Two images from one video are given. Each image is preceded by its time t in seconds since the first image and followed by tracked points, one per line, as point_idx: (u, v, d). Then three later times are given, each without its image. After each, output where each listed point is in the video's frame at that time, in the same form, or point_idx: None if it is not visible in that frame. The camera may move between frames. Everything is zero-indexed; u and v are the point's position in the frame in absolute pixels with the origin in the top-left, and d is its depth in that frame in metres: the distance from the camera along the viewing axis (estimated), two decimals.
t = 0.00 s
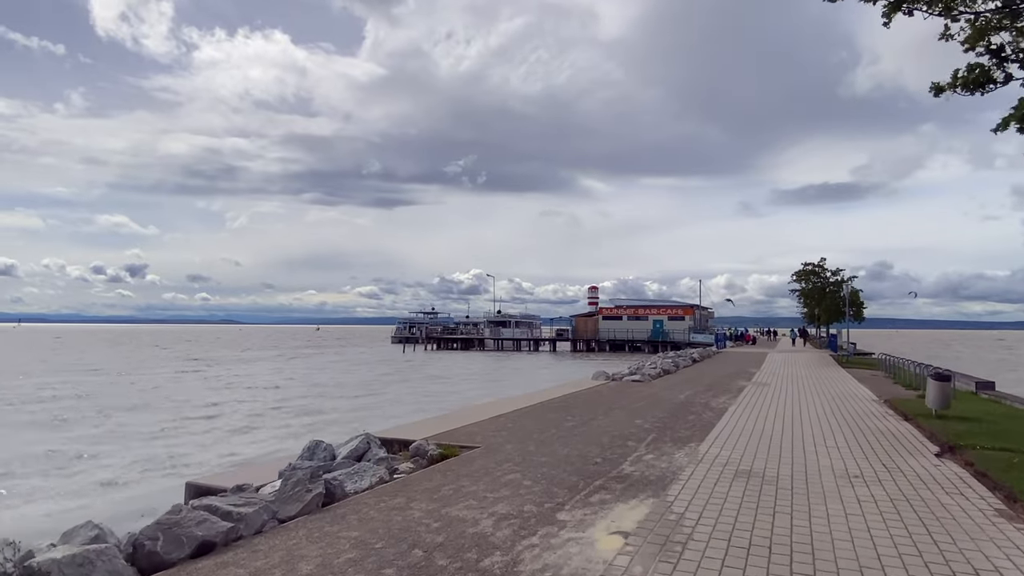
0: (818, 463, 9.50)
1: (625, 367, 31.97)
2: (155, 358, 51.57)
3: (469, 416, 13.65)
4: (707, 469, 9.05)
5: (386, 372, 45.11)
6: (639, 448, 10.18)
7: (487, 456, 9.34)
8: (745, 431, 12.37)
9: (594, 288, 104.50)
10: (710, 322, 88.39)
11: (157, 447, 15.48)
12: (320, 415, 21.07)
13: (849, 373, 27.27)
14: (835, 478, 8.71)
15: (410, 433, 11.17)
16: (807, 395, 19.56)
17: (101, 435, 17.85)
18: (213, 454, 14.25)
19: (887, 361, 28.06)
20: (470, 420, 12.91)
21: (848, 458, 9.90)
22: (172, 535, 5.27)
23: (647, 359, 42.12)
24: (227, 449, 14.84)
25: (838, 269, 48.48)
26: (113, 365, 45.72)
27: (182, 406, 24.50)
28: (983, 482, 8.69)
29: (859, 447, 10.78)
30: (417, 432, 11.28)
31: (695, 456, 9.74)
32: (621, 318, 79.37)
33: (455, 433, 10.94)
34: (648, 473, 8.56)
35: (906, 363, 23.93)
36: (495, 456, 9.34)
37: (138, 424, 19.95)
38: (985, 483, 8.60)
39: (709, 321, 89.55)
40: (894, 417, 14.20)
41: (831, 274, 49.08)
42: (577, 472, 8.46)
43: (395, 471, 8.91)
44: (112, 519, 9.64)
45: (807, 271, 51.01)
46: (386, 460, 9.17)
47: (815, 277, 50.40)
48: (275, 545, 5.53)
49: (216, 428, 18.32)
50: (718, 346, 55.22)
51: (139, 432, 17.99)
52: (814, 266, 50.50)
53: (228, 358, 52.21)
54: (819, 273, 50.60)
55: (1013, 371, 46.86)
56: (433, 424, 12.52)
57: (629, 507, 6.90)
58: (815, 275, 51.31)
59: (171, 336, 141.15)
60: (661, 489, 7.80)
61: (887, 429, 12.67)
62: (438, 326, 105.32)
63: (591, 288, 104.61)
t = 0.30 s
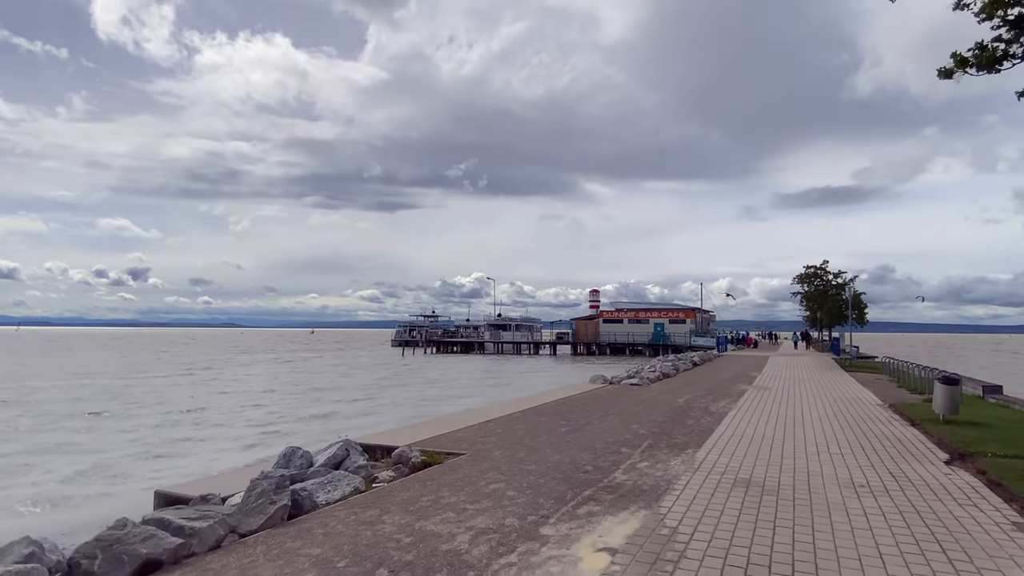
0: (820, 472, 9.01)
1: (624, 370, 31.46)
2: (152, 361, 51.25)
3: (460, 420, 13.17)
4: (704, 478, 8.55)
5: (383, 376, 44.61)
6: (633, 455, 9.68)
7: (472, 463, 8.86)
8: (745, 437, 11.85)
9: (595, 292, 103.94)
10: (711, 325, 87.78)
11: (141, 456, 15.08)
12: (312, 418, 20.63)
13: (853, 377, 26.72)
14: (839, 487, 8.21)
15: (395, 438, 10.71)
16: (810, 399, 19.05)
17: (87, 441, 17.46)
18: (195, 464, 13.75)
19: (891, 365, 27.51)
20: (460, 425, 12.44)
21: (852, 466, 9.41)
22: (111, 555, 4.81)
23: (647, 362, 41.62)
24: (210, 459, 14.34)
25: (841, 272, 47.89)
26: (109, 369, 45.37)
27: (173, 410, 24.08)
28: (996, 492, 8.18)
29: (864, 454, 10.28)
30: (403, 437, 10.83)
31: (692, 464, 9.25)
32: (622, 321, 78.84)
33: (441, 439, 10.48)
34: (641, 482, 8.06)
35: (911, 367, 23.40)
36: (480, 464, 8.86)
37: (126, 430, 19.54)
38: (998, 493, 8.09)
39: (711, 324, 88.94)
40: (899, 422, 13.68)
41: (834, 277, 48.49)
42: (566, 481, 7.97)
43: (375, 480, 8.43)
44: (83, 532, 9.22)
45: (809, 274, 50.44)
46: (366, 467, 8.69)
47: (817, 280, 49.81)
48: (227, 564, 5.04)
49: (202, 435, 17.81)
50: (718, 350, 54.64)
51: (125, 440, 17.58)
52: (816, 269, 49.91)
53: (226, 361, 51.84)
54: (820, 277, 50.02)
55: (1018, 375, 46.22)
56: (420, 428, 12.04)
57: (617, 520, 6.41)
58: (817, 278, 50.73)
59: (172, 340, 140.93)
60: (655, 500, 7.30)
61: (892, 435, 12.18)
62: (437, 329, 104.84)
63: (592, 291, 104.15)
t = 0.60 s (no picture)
0: (820, 489, 8.52)
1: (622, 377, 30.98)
2: (149, 368, 50.91)
3: (447, 431, 12.69)
4: (698, 496, 8.04)
5: (379, 383, 44.10)
6: (625, 471, 9.16)
7: (453, 480, 8.37)
8: (742, 450, 11.33)
9: (594, 296, 103.47)
10: (711, 330, 87.23)
11: (122, 471, 14.68)
12: (301, 428, 20.18)
13: (855, 384, 26.19)
14: (841, 507, 7.70)
15: (376, 451, 10.23)
16: (810, 407, 18.56)
17: (69, 456, 17.02)
18: (173, 481, 13.28)
19: (893, 371, 26.98)
20: (447, 436, 11.98)
21: (856, 483, 8.90)
22: None
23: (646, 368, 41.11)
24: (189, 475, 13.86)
25: (842, 277, 47.34)
26: (104, 376, 45.00)
27: (161, 420, 23.66)
28: (1010, 512, 7.67)
29: (867, 469, 9.77)
30: (384, 450, 10.37)
31: (685, 480, 8.74)
32: (621, 326, 78.31)
33: (423, 452, 10.04)
34: (631, 502, 7.55)
35: (914, 373, 22.90)
36: (461, 481, 8.37)
37: (112, 441, 19.12)
38: (1012, 514, 7.58)
39: (711, 329, 88.35)
40: (904, 433, 13.15)
41: (835, 282, 47.96)
42: (550, 501, 7.46)
43: (349, 499, 7.95)
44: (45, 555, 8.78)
45: (809, 279, 49.92)
46: (340, 485, 8.22)
47: (817, 284, 49.21)
48: None
49: (185, 448, 17.32)
50: (718, 355, 54.12)
51: (108, 453, 17.14)
52: (816, 274, 49.37)
53: (222, 368, 51.47)
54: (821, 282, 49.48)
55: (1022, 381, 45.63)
56: (404, 440, 11.57)
57: (601, 548, 5.89)
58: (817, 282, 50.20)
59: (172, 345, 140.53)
60: (644, 523, 6.80)
61: (896, 447, 11.69)
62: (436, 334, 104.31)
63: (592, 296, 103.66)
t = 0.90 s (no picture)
0: (817, 500, 8.06)
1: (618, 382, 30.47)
2: (141, 373, 50.36)
3: (430, 437, 12.22)
4: (686, 507, 7.56)
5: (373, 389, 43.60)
6: (611, 480, 8.68)
7: (427, 490, 7.88)
8: (736, 457, 10.85)
9: (594, 302, 103.04)
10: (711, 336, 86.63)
11: (96, 479, 14.18)
12: (287, 434, 19.68)
13: (855, 389, 25.70)
14: (838, 520, 7.22)
15: (352, 458, 9.77)
16: (809, 413, 18.07)
17: (45, 462, 16.53)
18: (147, 489, 12.80)
19: (894, 377, 26.48)
20: (430, 442, 11.51)
21: (854, 493, 8.42)
22: None
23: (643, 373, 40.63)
24: (164, 482, 13.37)
25: (842, 282, 46.83)
26: (96, 380, 44.47)
27: (147, 424, 23.17)
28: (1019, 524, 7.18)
29: (866, 477, 9.30)
30: (360, 457, 9.91)
31: (674, 490, 8.27)
32: (620, 332, 77.82)
33: (400, 459, 9.57)
34: (613, 513, 7.07)
35: (915, 379, 22.39)
36: (436, 490, 7.88)
37: (93, 447, 18.64)
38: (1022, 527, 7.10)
39: (711, 335, 87.80)
40: (905, 440, 12.68)
41: (835, 287, 47.50)
42: (528, 512, 6.98)
43: (315, 509, 7.48)
44: None
45: (809, 284, 49.43)
46: (306, 494, 7.75)
47: (816, 289, 48.66)
48: None
49: (165, 454, 16.83)
50: (717, 361, 53.57)
51: (86, 459, 16.67)
52: (816, 279, 48.88)
53: (216, 373, 50.92)
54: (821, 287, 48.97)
55: None
56: (383, 445, 11.08)
57: (577, 565, 5.41)
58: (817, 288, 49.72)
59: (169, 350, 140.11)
60: (626, 536, 6.33)
61: (896, 453, 11.23)
62: (434, 340, 103.79)
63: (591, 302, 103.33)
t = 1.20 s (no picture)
0: (814, 518, 7.57)
1: (614, 388, 30.03)
2: (134, 379, 49.82)
3: (413, 447, 11.75)
4: (675, 527, 7.06)
5: (367, 394, 43.07)
6: (597, 496, 8.19)
7: (400, 507, 7.41)
8: (730, 469, 10.37)
9: (592, 306, 102.60)
10: (709, 340, 86.16)
11: (70, 493, 13.71)
12: (272, 442, 19.18)
13: (855, 395, 25.22)
14: (838, 541, 6.73)
15: (328, 472, 9.30)
16: (808, 421, 17.58)
17: (20, 475, 16.01)
18: (119, 505, 12.33)
19: (895, 382, 25.99)
20: (412, 453, 11.03)
21: (855, 511, 7.93)
22: None
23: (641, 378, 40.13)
24: (139, 497, 12.90)
25: (841, 286, 46.37)
26: (86, 386, 43.90)
27: (131, 432, 22.65)
28: None
29: (867, 492, 8.82)
30: (335, 470, 9.45)
31: (663, 507, 7.77)
32: (618, 336, 77.41)
33: (377, 473, 9.09)
34: (597, 534, 6.57)
35: (916, 385, 21.93)
36: (408, 508, 7.40)
37: (72, 457, 18.14)
38: None
39: (710, 339, 87.34)
40: (906, 450, 12.21)
41: (834, 291, 47.03)
42: (504, 533, 6.49)
43: (278, 529, 7.02)
44: None
45: (808, 287, 48.99)
46: (270, 513, 7.29)
47: (815, 293, 48.16)
48: None
49: (146, 466, 16.37)
50: (716, 365, 53.09)
51: (64, 470, 16.17)
52: (815, 283, 48.42)
53: (210, 378, 50.39)
54: (820, 290, 48.46)
55: None
56: (362, 456, 10.62)
57: None
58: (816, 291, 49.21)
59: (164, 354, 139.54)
60: (608, 562, 5.82)
61: (898, 465, 10.76)
62: (432, 344, 103.28)
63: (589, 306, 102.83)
